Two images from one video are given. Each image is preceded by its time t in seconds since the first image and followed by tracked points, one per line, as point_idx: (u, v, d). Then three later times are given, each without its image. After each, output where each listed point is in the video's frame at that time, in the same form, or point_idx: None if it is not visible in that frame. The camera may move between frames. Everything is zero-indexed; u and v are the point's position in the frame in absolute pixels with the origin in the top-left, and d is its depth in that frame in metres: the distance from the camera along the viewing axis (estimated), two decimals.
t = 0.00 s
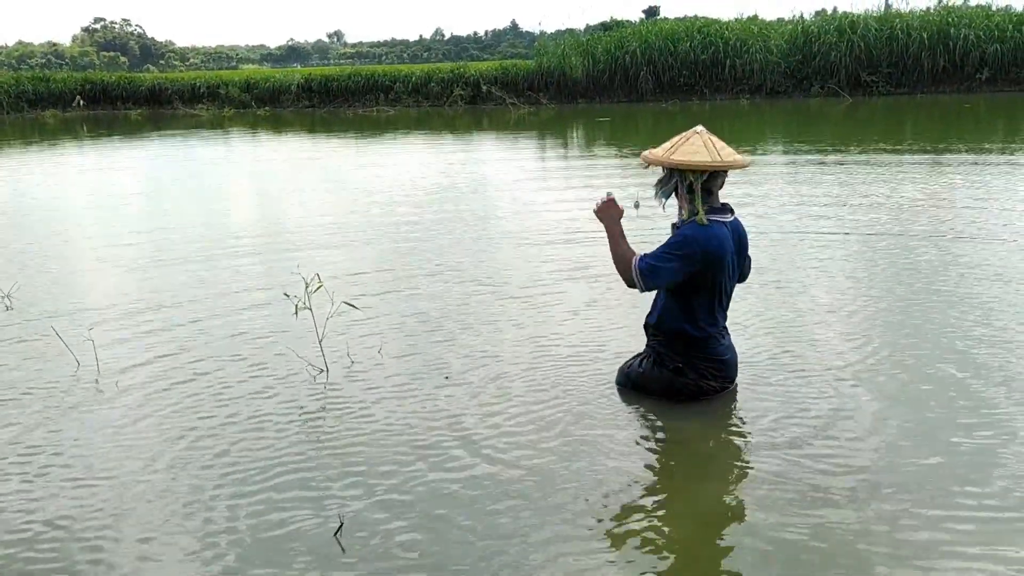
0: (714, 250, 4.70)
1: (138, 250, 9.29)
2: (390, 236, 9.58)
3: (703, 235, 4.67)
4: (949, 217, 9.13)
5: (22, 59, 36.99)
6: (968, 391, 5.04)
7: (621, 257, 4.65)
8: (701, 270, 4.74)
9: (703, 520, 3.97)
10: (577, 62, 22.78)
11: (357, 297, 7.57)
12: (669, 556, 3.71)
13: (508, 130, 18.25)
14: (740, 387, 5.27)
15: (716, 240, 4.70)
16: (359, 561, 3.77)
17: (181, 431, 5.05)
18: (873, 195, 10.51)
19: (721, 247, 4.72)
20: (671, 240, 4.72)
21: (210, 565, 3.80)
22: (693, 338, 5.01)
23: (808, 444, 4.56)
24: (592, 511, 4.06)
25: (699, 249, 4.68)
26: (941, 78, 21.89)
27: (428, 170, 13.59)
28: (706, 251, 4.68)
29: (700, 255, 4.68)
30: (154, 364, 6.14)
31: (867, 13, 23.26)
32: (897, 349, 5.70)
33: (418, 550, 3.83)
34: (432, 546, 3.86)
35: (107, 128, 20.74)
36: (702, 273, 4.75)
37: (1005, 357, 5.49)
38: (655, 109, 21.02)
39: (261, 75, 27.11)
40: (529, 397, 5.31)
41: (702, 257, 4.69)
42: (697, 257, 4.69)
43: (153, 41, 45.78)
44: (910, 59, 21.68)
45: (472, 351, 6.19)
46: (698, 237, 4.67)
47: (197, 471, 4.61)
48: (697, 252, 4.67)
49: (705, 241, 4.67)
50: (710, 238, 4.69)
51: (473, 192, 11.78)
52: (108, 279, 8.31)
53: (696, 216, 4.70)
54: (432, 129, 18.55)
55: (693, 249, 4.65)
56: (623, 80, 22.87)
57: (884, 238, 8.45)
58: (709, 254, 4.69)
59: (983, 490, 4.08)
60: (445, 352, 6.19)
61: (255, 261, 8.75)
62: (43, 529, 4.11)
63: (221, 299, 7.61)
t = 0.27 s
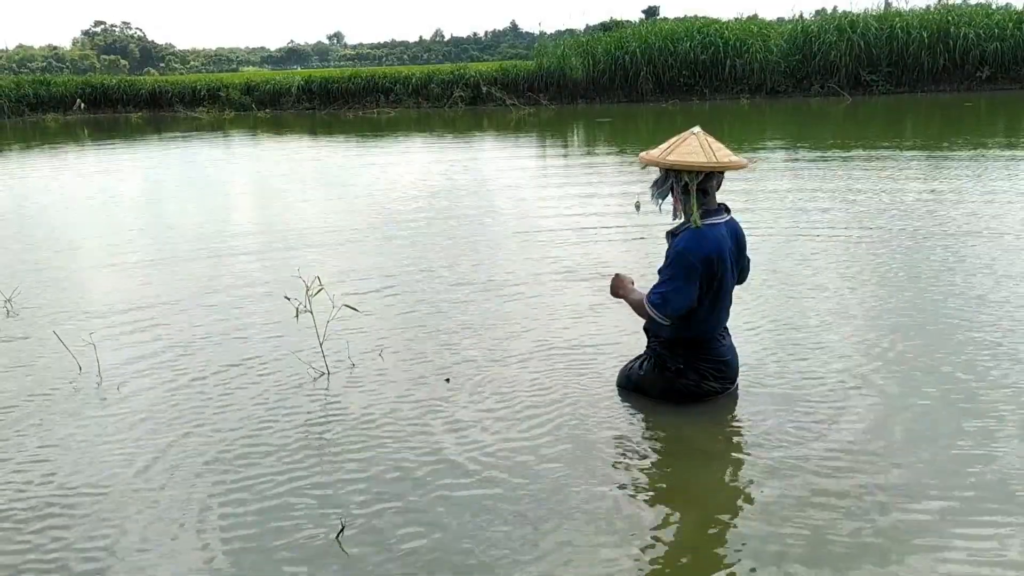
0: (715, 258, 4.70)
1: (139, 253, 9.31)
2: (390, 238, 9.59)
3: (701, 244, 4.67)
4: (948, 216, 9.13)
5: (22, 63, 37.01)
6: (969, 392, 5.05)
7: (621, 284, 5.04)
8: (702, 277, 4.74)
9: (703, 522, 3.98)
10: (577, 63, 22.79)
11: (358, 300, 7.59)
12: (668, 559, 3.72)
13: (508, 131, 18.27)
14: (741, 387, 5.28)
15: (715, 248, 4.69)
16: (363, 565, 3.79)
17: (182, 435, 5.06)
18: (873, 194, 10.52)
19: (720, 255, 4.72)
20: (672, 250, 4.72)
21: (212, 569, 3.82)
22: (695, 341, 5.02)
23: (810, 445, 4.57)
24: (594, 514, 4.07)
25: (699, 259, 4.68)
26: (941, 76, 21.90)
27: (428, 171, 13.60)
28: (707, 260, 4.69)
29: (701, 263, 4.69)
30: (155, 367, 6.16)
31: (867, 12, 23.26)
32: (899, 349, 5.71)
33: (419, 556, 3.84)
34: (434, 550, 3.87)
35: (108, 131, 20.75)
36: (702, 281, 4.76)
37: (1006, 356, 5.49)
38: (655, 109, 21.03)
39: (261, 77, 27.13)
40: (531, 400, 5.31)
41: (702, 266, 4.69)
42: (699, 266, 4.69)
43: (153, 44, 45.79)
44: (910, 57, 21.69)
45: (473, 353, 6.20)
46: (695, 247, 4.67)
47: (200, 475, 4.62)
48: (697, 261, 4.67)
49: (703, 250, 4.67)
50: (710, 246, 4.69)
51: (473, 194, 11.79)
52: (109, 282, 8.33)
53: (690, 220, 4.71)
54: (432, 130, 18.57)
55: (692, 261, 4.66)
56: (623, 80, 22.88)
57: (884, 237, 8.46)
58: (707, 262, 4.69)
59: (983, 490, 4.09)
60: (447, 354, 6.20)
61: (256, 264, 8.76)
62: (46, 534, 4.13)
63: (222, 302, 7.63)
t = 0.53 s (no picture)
0: (708, 258, 4.71)
1: (140, 254, 9.31)
2: (391, 239, 9.60)
3: (694, 245, 4.69)
4: (949, 216, 9.13)
5: (24, 65, 37.04)
6: (970, 391, 5.05)
7: (638, 284, 5.27)
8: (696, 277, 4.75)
9: (704, 522, 3.98)
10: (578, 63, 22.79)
11: (359, 300, 7.59)
12: (669, 558, 3.72)
13: (509, 131, 18.27)
14: (743, 387, 5.29)
15: (707, 248, 4.70)
16: (365, 565, 3.79)
17: (183, 435, 5.08)
18: (874, 193, 10.52)
19: (714, 255, 4.72)
20: (667, 250, 4.74)
21: (214, 569, 3.82)
22: (695, 341, 5.03)
23: (811, 444, 4.57)
24: (595, 514, 4.08)
25: (692, 258, 4.70)
26: (942, 76, 21.89)
27: (429, 172, 13.61)
28: (700, 260, 4.70)
29: (694, 263, 4.70)
30: (156, 367, 6.17)
31: (868, 11, 23.25)
32: (900, 349, 5.71)
33: (420, 556, 3.84)
34: (435, 550, 3.87)
35: (110, 132, 20.78)
36: (697, 281, 4.77)
37: (1007, 356, 5.49)
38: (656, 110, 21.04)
39: (263, 78, 27.15)
40: (532, 400, 5.32)
41: (695, 266, 4.71)
42: (692, 265, 4.71)
43: (155, 46, 45.81)
44: (911, 57, 21.68)
45: (474, 353, 6.21)
46: (686, 247, 4.69)
47: (202, 475, 4.62)
48: (688, 261, 4.70)
49: (695, 251, 4.69)
50: (703, 246, 4.70)
51: (474, 194, 11.80)
52: (111, 283, 8.33)
53: (689, 222, 4.71)
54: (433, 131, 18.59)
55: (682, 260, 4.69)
56: (624, 80, 22.88)
57: (884, 237, 8.46)
58: (699, 262, 4.70)
59: (985, 488, 4.09)
60: (448, 355, 6.20)
61: (257, 265, 8.78)
62: (47, 534, 4.14)
63: (224, 303, 7.64)
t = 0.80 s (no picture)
0: (702, 256, 4.73)
1: (142, 255, 9.34)
2: (392, 240, 9.63)
3: (688, 243, 4.72)
4: (950, 215, 9.15)
5: (26, 66, 37.09)
6: (970, 391, 5.07)
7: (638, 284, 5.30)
8: (690, 276, 4.78)
9: (704, 523, 3.99)
10: (580, 64, 22.80)
11: (360, 301, 7.61)
12: (671, 558, 3.74)
13: (510, 132, 18.28)
14: (744, 388, 5.30)
15: (702, 247, 4.73)
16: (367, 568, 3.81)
17: (186, 436, 5.10)
18: (874, 193, 10.53)
19: (710, 253, 4.75)
20: (662, 248, 4.78)
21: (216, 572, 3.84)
22: (693, 342, 5.04)
23: (812, 444, 4.58)
24: (596, 515, 4.09)
25: (684, 256, 4.73)
26: (943, 77, 21.90)
27: (430, 173, 13.62)
28: (693, 258, 4.73)
29: (687, 261, 4.73)
30: (157, 369, 6.19)
31: (869, 12, 23.25)
32: (901, 349, 5.72)
33: (421, 557, 3.85)
34: (436, 551, 3.89)
35: (112, 134, 20.80)
36: (692, 279, 4.79)
37: (1008, 356, 5.50)
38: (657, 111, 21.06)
39: (265, 80, 27.17)
40: (533, 401, 5.33)
41: (688, 264, 4.74)
42: (684, 263, 4.74)
43: (156, 47, 45.81)
44: (912, 57, 21.68)
45: (475, 354, 6.23)
46: (680, 245, 4.73)
47: (206, 476, 4.64)
48: (682, 259, 4.73)
49: (689, 249, 4.72)
50: (697, 244, 4.73)
51: (475, 195, 11.82)
52: (113, 285, 8.35)
53: (686, 222, 4.72)
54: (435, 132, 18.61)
55: (676, 258, 4.73)
56: (625, 81, 22.90)
57: (885, 236, 8.48)
58: (693, 260, 4.73)
59: (985, 489, 4.10)
60: (449, 356, 6.22)
61: (258, 266, 8.80)
62: (51, 536, 4.16)
63: (226, 304, 7.66)
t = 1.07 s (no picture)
0: (693, 253, 4.75)
1: (144, 257, 9.36)
2: (394, 241, 9.65)
3: (681, 242, 4.75)
4: (950, 218, 9.16)
5: (28, 68, 37.13)
6: (969, 393, 5.08)
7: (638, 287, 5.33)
8: (682, 273, 4.80)
9: (702, 524, 4.00)
10: (581, 66, 22.83)
11: (361, 302, 7.64)
12: (669, 558, 3.76)
13: (511, 134, 18.30)
14: (742, 389, 5.31)
15: (695, 246, 4.75)
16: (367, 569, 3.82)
17: (188, 437, 5.13)
18: (875, 194, 10.55)
19: (703, 252, 4.77)
20: (655, 246, 4.81)
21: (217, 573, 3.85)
22: (689, 343, 5.04)
23: (810, 444, 4.61)
24: (595, 516, 4.10)
25: (675, 252, 4.76)
26: (945, 79, 21.91)
27: (431, 174, 13.63)
28: (684, 255, 4.76)
29: (679, 258, 4.76)
30: (159, 370, 6.22)
31: (870, 13, 23.25)
32: (900, 351, 5.73)
33: (421, 558, 3.87)
34: (436, 551, 3.91)
35: (114, 136, 20.82)
36: (684, 277, 4.81)
37: (1008, 357, 5.51)
38: (658, 113, 21.08)
39: (266, 82, 27.19)
40: (533, 403, 5.35)
41: (680, 261, 4.76)
42: (676, 260, 4.77)
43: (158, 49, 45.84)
44: (914, 59, 21.69)
45: (476, 355, 6.25)
46: (674, 244, 4.76)
47: (207, 476, 4.67)
48: (675, 258, 4.76)
49: (682, 247, 4.75)
50: (689, 241, 4.75)
51: (476, 197, 11.84)
52: (115, 286, 8.38)
53: (681, 223, 4.76)
54: (436, 134, 18.63)
55: (668, 256, 4.76)
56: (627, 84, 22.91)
57: (885, 238, 8.50)
58: (686, 259, 4.76)
59: (984, 490, 4.11)
60: (450, 357, 6.23)
61: (260, 268, 8.82)
62: (53, 535, 4.19)
63: (228, 305, 7.69)
